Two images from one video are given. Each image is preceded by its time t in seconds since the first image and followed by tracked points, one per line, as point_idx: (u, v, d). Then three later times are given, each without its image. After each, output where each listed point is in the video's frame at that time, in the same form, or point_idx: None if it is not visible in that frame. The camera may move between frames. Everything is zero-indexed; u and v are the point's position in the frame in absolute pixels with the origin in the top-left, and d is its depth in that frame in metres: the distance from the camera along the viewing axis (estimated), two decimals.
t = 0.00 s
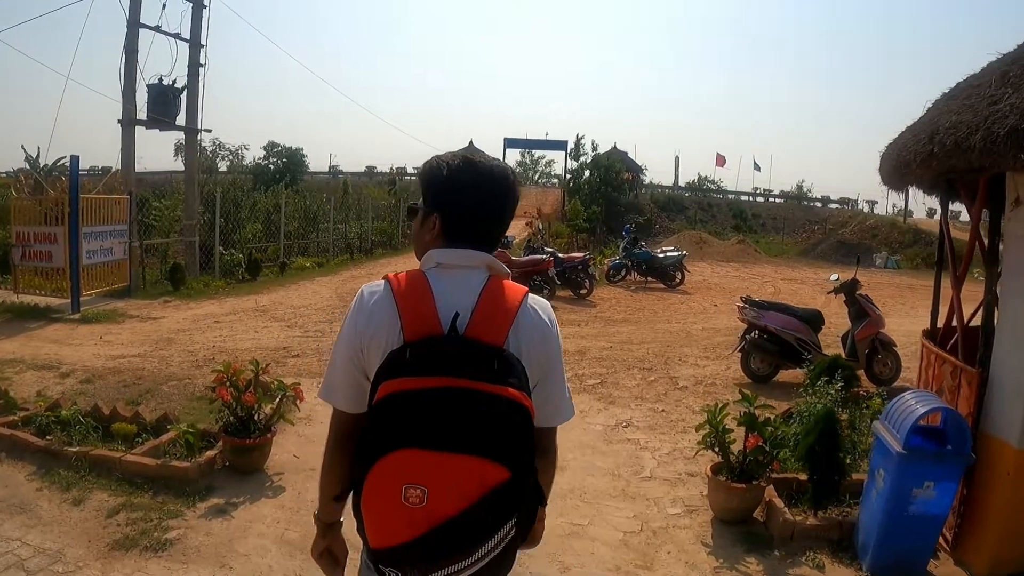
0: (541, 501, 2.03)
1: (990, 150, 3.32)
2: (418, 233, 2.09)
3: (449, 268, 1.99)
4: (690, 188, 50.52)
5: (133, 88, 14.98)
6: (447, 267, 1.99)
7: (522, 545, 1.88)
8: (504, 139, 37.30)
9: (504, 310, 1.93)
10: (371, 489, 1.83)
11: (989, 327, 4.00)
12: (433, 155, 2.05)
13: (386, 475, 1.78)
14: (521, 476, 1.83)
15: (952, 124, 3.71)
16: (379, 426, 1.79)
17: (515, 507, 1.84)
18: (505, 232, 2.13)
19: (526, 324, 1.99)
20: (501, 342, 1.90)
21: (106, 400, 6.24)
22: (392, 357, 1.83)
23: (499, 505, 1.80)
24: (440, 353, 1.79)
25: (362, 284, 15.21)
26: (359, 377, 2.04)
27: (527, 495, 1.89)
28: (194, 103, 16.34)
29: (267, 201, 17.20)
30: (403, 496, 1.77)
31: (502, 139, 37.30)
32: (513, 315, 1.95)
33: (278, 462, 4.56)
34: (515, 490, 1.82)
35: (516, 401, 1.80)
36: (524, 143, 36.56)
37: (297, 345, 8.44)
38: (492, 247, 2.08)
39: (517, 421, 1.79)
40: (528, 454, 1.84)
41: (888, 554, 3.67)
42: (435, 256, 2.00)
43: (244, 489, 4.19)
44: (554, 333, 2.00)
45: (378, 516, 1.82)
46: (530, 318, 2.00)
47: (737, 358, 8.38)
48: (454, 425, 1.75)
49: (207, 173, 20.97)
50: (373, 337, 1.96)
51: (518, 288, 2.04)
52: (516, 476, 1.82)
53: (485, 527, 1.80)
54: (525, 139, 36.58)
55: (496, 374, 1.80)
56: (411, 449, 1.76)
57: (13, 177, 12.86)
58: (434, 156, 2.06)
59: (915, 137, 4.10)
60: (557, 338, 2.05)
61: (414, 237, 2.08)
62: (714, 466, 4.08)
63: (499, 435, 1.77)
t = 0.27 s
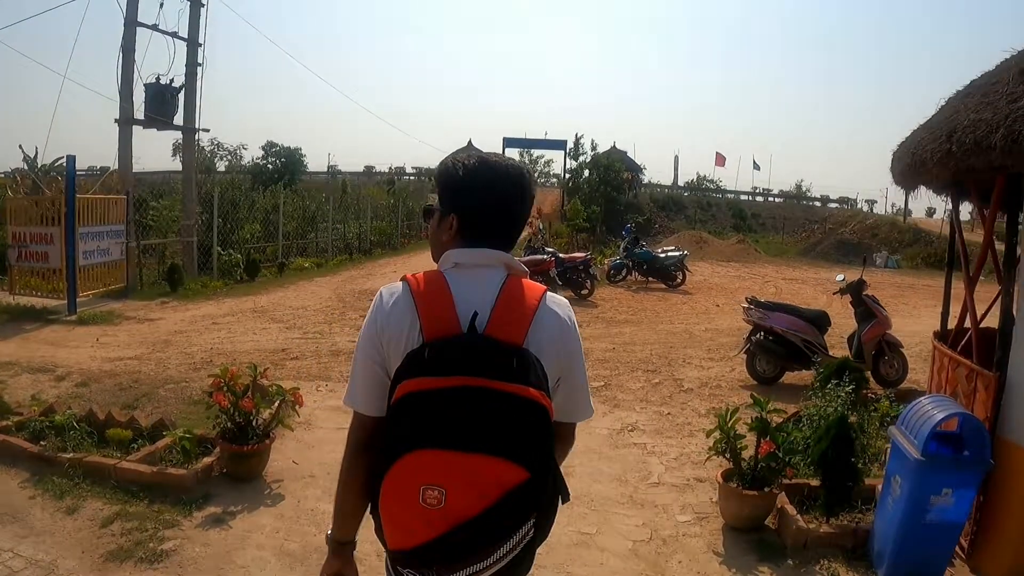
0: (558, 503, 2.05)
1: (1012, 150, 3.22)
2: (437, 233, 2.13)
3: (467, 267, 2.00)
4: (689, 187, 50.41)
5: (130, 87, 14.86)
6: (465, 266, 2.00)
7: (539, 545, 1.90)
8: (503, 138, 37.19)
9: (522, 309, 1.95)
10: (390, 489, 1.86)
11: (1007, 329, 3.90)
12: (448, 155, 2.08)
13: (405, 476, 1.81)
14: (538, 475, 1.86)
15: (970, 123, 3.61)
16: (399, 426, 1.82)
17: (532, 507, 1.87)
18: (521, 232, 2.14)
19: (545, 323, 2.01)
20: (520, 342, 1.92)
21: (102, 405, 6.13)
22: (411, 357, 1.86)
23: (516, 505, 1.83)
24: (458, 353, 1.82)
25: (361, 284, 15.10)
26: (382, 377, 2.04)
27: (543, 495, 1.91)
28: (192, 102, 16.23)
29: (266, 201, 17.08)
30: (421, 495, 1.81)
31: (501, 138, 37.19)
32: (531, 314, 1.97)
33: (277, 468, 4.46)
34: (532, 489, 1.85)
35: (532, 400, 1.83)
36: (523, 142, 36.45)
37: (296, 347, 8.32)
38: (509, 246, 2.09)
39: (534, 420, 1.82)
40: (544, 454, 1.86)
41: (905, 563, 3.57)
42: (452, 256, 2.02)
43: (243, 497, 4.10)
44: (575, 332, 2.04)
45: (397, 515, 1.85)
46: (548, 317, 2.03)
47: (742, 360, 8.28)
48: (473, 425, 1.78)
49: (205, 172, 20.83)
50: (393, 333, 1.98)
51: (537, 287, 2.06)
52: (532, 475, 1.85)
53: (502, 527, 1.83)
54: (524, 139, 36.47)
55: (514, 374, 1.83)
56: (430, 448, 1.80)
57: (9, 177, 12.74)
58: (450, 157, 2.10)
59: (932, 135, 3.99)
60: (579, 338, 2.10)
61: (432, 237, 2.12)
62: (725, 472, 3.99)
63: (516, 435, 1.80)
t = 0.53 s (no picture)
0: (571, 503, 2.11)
1: None
2: (449, 242, 2.18)
3: (481, 276, 2.05)
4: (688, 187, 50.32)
5: (128, 87, 14.76)
6: (479, 275, 2.05)
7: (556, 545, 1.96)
8: (502, 138, 37.09)
9: (533, 317, 2.01)
10: (411, 496, 1.90)
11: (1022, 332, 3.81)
12: (461, 166, 2.14)
13: (427, 482, 1.85)
14: (554, 478, 1.92)
15: (988, 123, 3.52)
16: (420, 434, 1.86)
17: (550, 507, 1.92)
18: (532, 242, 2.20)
19: (558, 329, 2.06)
20: (535, 348, 1.98)
21: (97, 410, 6.03)
22: (429, 365, 1.89)
23: (535, 506, 1.88)
24: (477, 362, 1.86)
25: (360, 285, 14.99)
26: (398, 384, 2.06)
27: (559, 496, 1.97)
28: (189, 102, 16.12)
29: (264, 202, 16.98)
30: (444, 500, 1.85)
31: (500, 138, 37.09)
32: (542, 323, 2.03)
33: (275, 476, 4.38)
34: (549, 491, 1.90)
35: (550, 405, 1.88)
36: (522, 142, 36.36)
37: (295, 349, 8.22)
38: (521, 255, 2.15)
39: (552, 424, 1.87)
40: (561, 455, 1.92)
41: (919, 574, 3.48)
42: (466, 266, 2.07)
43: (241, 506, 4.01)
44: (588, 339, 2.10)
45: (419, 521, 1.89)
46: (561, 325, 2.08)
47: (746, 362, 8.20)
48: (493, 430, 1.83)
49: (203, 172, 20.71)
50: (407, 341, 2.00)
51: (548, 295, 2.12)
52: (550, 477, 1.90)
53: (522, 529, 1.88)
54: (522, 139, 36.37)
55: (530, 380, 1.88)
56: (451, 454, 1.84)
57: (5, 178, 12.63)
58: (462, 168, 2.16)
59: (946, 136, 3.91)
60: (592, 347, 2.14)
61: (445, 247, 2.18)
62: (734, 480, 3.90)
63: (534, 439, 1.86)
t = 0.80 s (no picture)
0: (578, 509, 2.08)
1: None
2: (451, 254, 2.14)
3: (483, 287, 2.01)
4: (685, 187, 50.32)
5: (123, 86, 14.66)
6: (482, 287, 2.02)
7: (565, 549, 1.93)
8: (499, 137, 37.04)
9: (536, 324, 1.98)
10: (418, 504, 1.87)
11: None
12: (464, 179, 2.10)
13: (433, 489, 1.82)
14: (561, 482, 1.89)
15: (1000, 123, 3.44)
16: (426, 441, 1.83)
17: (557, 512, 1.89)
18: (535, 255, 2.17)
19: (562, 337, 2.02)
20: (538, 356, 1.96)
21: (90, 415, 5.94)
22: (435, 373, 1.87)
23: (543, 511, 1.85)
24: (481, 368, 1.83)
25: (357, 286, 14.91)
26: (404, 393, 2.03)
27: (567, 500, 1.94)
28: (185, 102, 16.03)
29: (260, 202, 16.89)
30: (452, 506, 1.82)
31: (497, 138, 37.04)
32: (546, 331, 1.99)
33: (270, 483, 4.29)
34: (555, 494, 1.88)
35: (556, 410, 1.85)
36: (519, 142, 36.31)
37: (291, 352, 8.13)
38: (524, 268, 2.12)
39: (558, 428, 1.85)
40: (568, 459, 1.90)
41: None
42: (468, 277, 2.04)
43: (235, 515, 3.93)
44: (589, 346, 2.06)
45: (427, 528, 1.85)
46: (565, 334, 2.04)
47: (746, 364, 8.13)
48: (499, 435, 1.80)
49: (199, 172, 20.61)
50: (413, 350, 1.97)
51: (551, 305, 2.09)
52: (557, 481, 1.88)
53: (531, 533, 1.85)
54: (519, 138, 36.32)
55: (535, 385, 1.86)
56: (457, 460, 1.81)
57: None
58: (465, 181, 2.12)
59: (956, 136, 3.83)
60: (593, 354, 2.10)
61: (447, 259, 2.14)
62: (739, 487, 3.82)
63: (541, 443, 1.83)
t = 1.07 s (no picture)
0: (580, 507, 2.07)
1: None
2: (452, 260, 2.15)
3: (481, 293, 2.01)
4: (682, 186, 50.30)
5: (116, 85, 14.54)
6: (479, 293, 2.02)
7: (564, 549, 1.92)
8: (495, 137, 36.96)
9: (533, 329, 1.98)
10: (419, 506, 1.87)
11: None
12: (462, 188, 2.10)
13: (432, 492, 1.82)
14: (560, 484, 1.88)
15: (1012, 122, 3.37)
16: (425, 446, 1.83)
17: (557, 513, 1.88)
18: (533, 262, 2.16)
19: (558, 342, 2.01)
20: (534, 361, 1.95)
21: (81, 420, 5.83)
22: (434, 379, 1.87)
23: (542, 514, 1.84)
24: (478, 376, 1.83)
25: (353, 286, 14.80)
26: (405, 399, 2.04)
27: (568, 500, 1.93)
28: (179, 101, 15.92)
29: (256, 202, 16.78)
30: (451, 509, 1.82)
31: (493, 138, 36.96)
32: (542, 334, 1.99)
33: (265, 490, 4.20)
34: (554, 497, 1.87)
35: (551, 413, 1.84)
36: (515, 142, 36.24)
37: (286, 354, 8.03)
38: (522, 273, 2.11)
39: (555, 432, 1.83)
40: (567, 461, 1.88)
41: None
42: (466, 284, 2.03)
43: (229, 523, 3.84)
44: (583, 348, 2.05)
45: (428, 530, 1.86)
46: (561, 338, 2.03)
47: (746, 365, 8.06)
48: (497, 440, 1.80)
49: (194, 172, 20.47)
50: (413, 356, 1.98)
51: (548, 309, 2.08)
52: (555, 483, 1.86)
53: (530, 535, 1.85)
54: (515, 138, 36.25)
55: (532, 390, 1.85)
56: (456, 465, 1.81)
57: None
58: (463, 190, 2.12)
59: (966, 135, 3.75)
60: (588, 357, 2.09)
61: (447, 264, 2.15)
62: (744, 494, 3.75)
63: (539, 447, 1.82)
